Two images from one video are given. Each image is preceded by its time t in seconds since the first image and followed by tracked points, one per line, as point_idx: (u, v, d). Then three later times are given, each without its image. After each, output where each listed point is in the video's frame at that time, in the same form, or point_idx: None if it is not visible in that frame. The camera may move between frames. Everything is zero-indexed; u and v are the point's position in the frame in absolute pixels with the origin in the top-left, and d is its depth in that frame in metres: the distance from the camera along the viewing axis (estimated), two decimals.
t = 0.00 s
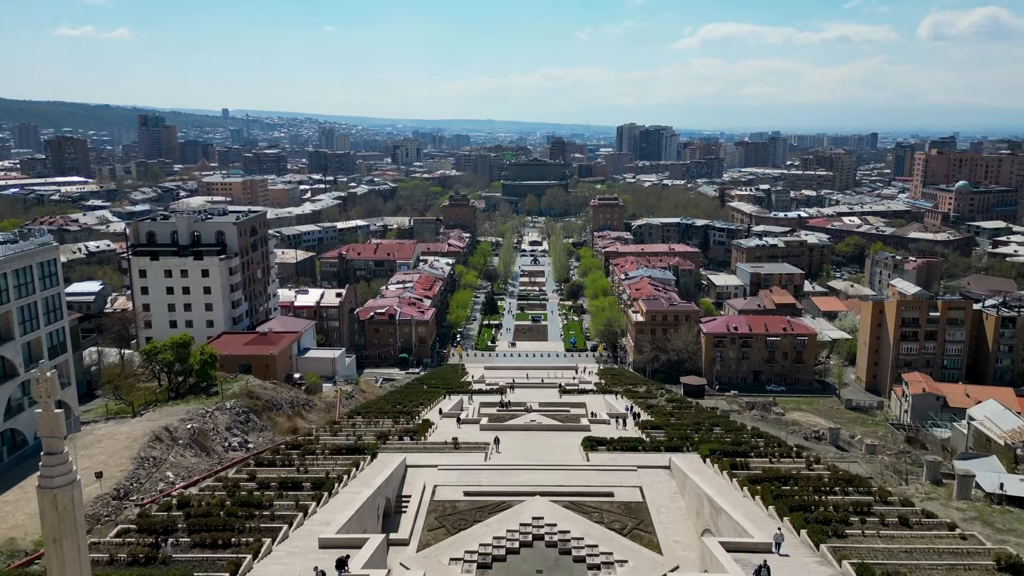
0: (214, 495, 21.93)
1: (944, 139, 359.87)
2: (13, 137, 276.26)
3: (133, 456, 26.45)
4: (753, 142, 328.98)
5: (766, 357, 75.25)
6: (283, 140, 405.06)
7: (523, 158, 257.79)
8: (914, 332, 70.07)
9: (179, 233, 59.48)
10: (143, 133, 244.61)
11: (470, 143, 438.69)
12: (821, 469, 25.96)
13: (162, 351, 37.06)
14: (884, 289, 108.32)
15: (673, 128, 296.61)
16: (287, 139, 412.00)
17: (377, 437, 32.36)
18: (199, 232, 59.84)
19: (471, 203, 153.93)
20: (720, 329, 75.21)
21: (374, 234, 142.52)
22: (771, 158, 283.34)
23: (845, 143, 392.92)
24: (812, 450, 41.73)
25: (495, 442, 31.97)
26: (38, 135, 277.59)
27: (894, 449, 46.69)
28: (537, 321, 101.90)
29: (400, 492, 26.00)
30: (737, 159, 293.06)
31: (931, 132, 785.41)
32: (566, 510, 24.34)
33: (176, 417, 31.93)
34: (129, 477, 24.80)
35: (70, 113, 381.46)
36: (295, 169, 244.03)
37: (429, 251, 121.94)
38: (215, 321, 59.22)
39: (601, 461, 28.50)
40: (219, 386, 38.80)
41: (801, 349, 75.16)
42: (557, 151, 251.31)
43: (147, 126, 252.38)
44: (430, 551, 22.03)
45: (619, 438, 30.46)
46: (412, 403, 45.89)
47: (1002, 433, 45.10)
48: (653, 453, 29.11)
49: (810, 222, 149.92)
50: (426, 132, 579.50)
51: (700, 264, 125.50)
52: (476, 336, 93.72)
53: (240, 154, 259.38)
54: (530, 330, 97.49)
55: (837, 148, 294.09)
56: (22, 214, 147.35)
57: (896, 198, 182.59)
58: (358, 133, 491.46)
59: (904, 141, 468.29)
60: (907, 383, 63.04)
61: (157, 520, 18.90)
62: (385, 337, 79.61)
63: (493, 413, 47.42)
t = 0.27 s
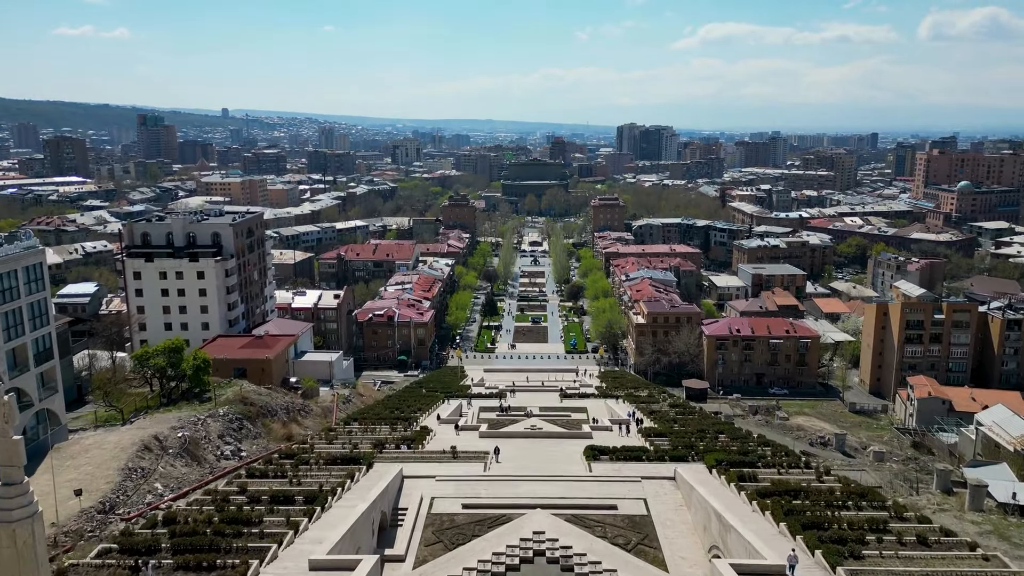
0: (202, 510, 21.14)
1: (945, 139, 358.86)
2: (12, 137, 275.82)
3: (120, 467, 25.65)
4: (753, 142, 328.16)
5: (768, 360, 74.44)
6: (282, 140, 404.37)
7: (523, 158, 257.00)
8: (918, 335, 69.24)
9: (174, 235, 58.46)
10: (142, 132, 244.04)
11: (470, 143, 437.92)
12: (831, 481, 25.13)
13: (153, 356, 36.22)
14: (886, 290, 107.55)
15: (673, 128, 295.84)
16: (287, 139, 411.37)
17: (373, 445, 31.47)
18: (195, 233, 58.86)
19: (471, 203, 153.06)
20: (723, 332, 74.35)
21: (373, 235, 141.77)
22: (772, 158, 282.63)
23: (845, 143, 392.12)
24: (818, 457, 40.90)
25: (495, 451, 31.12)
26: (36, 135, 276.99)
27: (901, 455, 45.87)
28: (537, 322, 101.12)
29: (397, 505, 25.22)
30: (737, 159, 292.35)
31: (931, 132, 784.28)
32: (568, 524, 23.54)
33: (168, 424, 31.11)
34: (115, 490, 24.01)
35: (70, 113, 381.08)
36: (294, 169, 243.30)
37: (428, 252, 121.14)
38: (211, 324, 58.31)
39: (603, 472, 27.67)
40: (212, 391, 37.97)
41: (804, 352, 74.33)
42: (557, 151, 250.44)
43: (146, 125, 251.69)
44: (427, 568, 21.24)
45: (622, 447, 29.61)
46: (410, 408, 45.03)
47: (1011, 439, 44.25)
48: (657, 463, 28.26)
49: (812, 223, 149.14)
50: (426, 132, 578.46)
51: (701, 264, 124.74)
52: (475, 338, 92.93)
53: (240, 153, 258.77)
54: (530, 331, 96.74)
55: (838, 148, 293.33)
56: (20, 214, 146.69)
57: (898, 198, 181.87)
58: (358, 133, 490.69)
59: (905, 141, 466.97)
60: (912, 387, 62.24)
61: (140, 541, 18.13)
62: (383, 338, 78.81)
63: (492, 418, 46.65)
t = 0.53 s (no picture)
0: (186, 530, 20.24)
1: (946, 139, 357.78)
2: (12, 137, 275.32)
3: (104, 480, 24.71)
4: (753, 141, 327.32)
5: (772, 363, 73.51)
6: (282, 139, 403.20)
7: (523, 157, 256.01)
8: (924, 338, 68.29)
9: (168, 236, 57.80)
10: (141, 132, 243.39)
11: (469, 143, 437.08)
12: (844, 497, 24.13)
13: (143, 362, 35.27)
14: (890, 291, 106.59)
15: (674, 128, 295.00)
16: (286, 139, 410.52)
17: (368, 456, 30.42)
18: (189, 235, 58.02)
19: (470, 203, 151.98)
20: (725, 334, 73.43)
21: (372, 235, 140.76)
22: (772, 158, 281.83)
23: (845, 143, 391.44)
24: (825, 465, 39.92)
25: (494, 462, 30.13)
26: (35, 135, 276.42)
27: (910, 463, 44.88)
28: (537, 323, 100.18)
29: (392, 521, 24.27)
30: (738, 159, 291.56)
31: (931, 131, 783.18)
32: (570, 540, 22.56)
33: (157, 434, 30.15)
34: (98, 506, 23.07)
35: (69, 113, 380.69)
36: (293, 169, 242.38)
37: (428, 252, 120.25)
38: (206, 326, 57.36)
39: (607, 484, 26.69)
40: (205, 398, 36.99)
41: (808, 354, 73.41)
42: (557, 150, 249.47)
43: (145, 125, 250.95)
44: None
45: (626, 458, 28.67)
46: (408, 414, 43.98)
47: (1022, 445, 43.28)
48: (662, 476, 27.26)
49: (813, 223, 148.24)
50: (425, 131, 577.62)
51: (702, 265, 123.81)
52: (475, 340, 91.98)
53: (239, 153, 258.03)
54: (530, 333, 95.83)
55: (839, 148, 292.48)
56: (17, 214, 145.93)
57: (900, 199, 180.95)
58: (358, 132, 489.57)
59: (905, 140, 465.63)
60: (918, 390, 61.32)
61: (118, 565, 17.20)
62: (381, 341, 77.88)
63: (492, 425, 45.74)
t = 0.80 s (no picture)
0: (169, 552, 19.32)
1: (947, 138, 356.63)
2: (11, 137, 274.61)
3: (87, 494, 23.79)
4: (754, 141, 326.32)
5: (775, 366, 72.54)
6: (282, 139, 402.26)
7: (523, 158, 255.09)
8: (930, 341, 67.29)
9: (162, 238, 56.88)
10: (140, 132, 242.39)
11: (469, 143, 436.01)
12: (859, 513, 23.14)
13: (132, 368, 34.31)
14: (893, 293, 105.66)
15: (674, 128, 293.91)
16: (286, 138, 409.64)
17: (363, 466, 29.44)
18: (184, 236, 57.09)
19: (470, 203, 151.02)
20: (728, 337, 72.46)
21: (371, 236, 139.77)
22: (773, 158, 280.85)
23: (846, 142, 390.47)
24: (833, 474, 38.95)
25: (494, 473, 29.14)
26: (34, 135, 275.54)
27: (919, 470, 43.92)
28: (537, 325, 99.23)
29: (387, 538, 23.33)
30: (738, 159, 290.57)
31: (931, 131, 782.10)
32: (572, 558, 21.59)
33: (145, 444, 29.16)
34: (78, 522, 22.12)
35: (69, 112, 379.91)
36: (293, 169, 241.47)
37: (427, 253, 119.26)
38: (201, 330, 56.37)
39: (611, 498, 25.68)
40: (196, 405, 36.02)
41: (812, 358, 72.41)
42: (557, 151, 248.56)
43: (144, 125, 249.98)
44: None
45: (630, 470, 27.74)
46: (406, 421, 43.04)
47: None
48: (668, 489, 26.30)
49: (815, 224, 147.24)
50: (425, 131, 576.71)
51: (704, 266, 122.80)
52: (474, 342, 90.99)
53: (238, 153, 257.08)
54: (530, 335, 94.88)
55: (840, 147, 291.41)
56: (14, 215, 144.91)
57: (902, 199, 179.93)
58: (358, 132, 488.60)
59: (906, 140, 464.18)
60: (924, 395, 60.48)
61: None
62: (380, 343, 76.90)
63: (492, 432, 44.84)
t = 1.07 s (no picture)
0: None
1: (948, 138, 355.51)
2: (9, 137, 273.65)
3: (68, 510, 22.78)
4: (754, 141, 325.37)
5: (779, 370, 71.55)
6: (281, 139, 401.68)
7: (523, 158, 254.15)
8: (936, 345, 66.29)
9: (156, 240, 55.87)
10: (139, 132, 241.32)
11: (469, 143, 435.01)
12: (876, 533, 22.07)
13: (121, 376, 33.29)
14: (896, 294, 104.69)
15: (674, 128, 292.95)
16: (286, 138, 408.66)
17: (357, 479, 28.43)
18: (178, 238, 56.05)
19: (469, 204, 150.00)
20: (731, 340, 71.42)
21: (370, 236, 138.78)
22: (773, 158, 280.14)
23: (846, 143, 390.12)
24: (842, 484, 37.89)
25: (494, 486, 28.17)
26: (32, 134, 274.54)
27: (929, 479, 42.89)
28: (538, 327, 98.32)
29: (381, 556, 22.34)
30: (739, 159, 289.79)
31: (931, 131, 781.18)
32: None
33: (132, 455, 28.17)
34: (58, 541, 21.14)
35: (67, 112, 379.06)
36: (292, 169, 240.54)
37: (427, 254, 118.30)
38: (195, 333, 55.33)
39: (616, 514, 24.65)
40: (187, 413, 34.98)
41: (816, 361, 71.37)
42: (557, 151, 247.63)
43: (142, 125, 248.47)
44: None
45: (634, 483, 26.71)
46: (404, 428, 42.00)
47: None
48: (674, 504, 25.27)
49: (817, 225, 146.32)
50: (425, 130, 575.76)
51: (706, 267, 121.85)
52: (474, 344, 89.97)
53: (237, 153, 255.98)
54: (530, 337, 93.92)
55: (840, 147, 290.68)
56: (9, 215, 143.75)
57: (903, 199, 179.06)
58: (357, 132, 487.71)
59: (907, 140, 462.98)
60: (931, 400, 59.53)
61: None
62: (378, 346, 75.90)
63: (491, 439, 43.84)
